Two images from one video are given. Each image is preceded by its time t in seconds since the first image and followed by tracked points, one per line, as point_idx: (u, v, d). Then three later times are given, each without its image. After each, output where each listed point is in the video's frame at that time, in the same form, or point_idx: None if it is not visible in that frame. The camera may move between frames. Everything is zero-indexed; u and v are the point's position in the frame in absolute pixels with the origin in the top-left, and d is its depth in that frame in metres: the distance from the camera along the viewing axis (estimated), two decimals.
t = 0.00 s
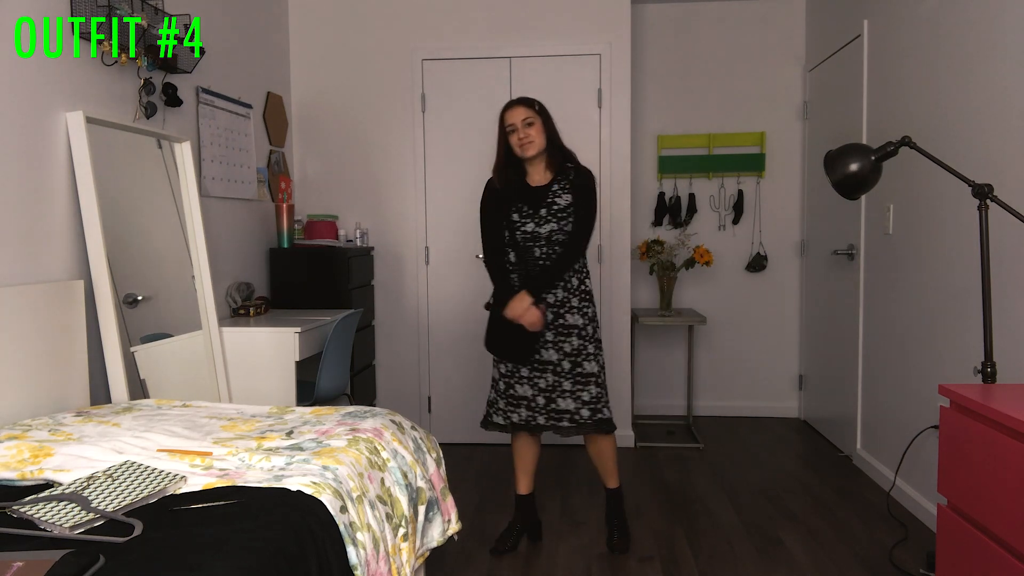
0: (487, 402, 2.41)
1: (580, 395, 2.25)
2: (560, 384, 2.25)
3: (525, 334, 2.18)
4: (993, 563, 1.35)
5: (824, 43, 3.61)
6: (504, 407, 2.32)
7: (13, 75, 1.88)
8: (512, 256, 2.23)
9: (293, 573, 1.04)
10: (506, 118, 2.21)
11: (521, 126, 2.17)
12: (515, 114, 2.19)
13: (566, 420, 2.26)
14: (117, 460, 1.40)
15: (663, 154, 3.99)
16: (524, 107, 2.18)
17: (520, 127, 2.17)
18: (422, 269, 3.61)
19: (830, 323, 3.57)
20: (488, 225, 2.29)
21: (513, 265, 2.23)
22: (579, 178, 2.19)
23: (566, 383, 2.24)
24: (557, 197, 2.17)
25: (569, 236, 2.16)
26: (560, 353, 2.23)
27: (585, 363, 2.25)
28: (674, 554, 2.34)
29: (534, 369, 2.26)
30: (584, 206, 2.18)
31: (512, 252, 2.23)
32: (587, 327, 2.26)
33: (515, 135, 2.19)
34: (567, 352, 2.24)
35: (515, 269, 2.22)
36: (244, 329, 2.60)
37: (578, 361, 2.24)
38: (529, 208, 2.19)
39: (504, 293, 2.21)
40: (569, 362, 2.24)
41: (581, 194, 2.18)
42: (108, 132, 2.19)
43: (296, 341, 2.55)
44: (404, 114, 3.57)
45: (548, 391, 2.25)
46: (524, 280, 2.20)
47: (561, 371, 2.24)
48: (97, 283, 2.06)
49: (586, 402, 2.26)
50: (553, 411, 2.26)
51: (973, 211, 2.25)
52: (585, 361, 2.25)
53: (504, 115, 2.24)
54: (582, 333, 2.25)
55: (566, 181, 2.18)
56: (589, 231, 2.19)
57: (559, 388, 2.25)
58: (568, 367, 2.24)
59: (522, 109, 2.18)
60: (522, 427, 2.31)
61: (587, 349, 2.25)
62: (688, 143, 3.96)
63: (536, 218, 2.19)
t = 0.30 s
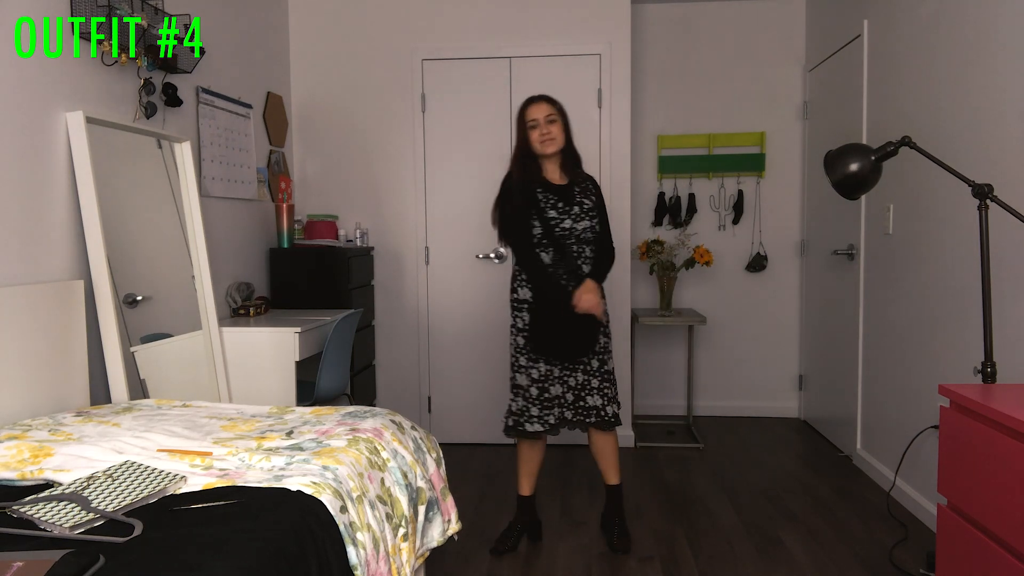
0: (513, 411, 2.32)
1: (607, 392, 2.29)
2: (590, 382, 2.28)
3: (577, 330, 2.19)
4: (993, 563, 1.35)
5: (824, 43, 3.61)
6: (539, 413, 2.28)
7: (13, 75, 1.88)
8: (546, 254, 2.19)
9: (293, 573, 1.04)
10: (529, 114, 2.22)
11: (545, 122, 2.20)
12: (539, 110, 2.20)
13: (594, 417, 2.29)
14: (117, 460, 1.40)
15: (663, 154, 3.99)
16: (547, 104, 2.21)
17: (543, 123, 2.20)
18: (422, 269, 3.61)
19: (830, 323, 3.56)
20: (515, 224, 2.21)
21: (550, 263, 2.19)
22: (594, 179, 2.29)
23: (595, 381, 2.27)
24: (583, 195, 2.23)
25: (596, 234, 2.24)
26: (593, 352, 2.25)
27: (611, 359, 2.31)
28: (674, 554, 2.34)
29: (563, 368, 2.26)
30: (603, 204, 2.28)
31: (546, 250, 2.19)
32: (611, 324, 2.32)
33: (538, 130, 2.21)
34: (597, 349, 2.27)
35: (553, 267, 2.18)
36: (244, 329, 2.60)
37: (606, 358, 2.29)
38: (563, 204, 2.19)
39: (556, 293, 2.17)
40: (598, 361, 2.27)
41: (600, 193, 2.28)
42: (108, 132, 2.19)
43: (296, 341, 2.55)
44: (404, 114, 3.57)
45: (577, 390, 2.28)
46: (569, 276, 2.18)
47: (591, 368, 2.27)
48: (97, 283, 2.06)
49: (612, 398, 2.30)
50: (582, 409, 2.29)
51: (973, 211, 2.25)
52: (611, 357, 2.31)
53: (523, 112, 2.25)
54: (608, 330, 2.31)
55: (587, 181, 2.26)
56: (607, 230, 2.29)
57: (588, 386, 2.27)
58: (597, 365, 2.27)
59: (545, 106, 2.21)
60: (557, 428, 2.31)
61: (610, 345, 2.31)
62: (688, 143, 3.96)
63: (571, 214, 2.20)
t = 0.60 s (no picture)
0: (546, 416, 2.29)
1: (628, 389, 2.29)
2: (612, 379, 2.27)
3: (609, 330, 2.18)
4: (993, 563, 1.35)
5: (824, 43, 3.61)
6: (573, 416, 2.27)
7: (13, 76, 1.88)
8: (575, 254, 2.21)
9: (293, 573, 1.04)
10: (571, 113, 2.24)
11: (585, 124, 2.23)
12: (581, 111, 2.24)
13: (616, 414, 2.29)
14: (117, 460, 1.40)
15: (663, 154, 3.99)
16: (588, 108, 2.25)
17: (583, 125, 2.23)
18: (422, 269, 3.61)
19: (830, 323, 3.56)
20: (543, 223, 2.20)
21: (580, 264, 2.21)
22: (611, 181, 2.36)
23: (617, 377, 2.27)
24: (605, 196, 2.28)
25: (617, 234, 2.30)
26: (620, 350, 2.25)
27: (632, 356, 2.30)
28: (674, 554, 2.34)
29: (589, 367, 2.26)
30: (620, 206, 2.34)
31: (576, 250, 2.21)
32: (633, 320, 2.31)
33: (577, 131, 2.23)
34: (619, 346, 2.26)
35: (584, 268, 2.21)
36: (244, 329, 2.60)
37: (628, 355, 2.28)
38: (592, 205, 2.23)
39: (589, 294, 2.17)
40: (621, 358, 2.27)
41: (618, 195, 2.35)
42: (108, 132, 2.19)
43: (296, 341, 2.55)
44: (404, 114, 3.57)
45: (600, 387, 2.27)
46: (598, 276, 2.22)
47: (614, 365, 2.27)
48: (97, 283, 2.07)
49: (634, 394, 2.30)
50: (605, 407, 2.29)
51: (972, 211, 2.25)
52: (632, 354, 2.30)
53: (563, 111, 2.27)
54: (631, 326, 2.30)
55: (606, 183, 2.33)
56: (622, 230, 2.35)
57: (610, 383, 2.27)
58: (618, 362, 2.27)
59: (586, 109, 2.25)
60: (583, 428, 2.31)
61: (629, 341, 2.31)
62: (687, 143, 3.96)
63: (598, 213, 2.23)
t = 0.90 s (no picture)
0: (556, 414, 2.29)
1: (652, 392, 2.31)
2: (636, 383, 2.28)
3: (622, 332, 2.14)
4: (994, 563, 1.35)
5: (824, 43, 3.61)
6: (586, 416, 2.26)
7: (13, 75, 1.88)
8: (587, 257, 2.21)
9: (293, 573, 1.04)
10: (596, 115, 2.24)
11: (610, 128, 2.23)
12: (606, 115, 2.24)
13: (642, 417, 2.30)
14: (117, 460, 1.40)
15: (663, 154, 3.99)
16: (613, 112, 2.25)
17: (608, 129, 2.23)
18: (423, 269, 3.61)
19: (830, 323, 3.56)
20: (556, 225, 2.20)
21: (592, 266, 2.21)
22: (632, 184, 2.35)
23: (642, 380, 2.29)
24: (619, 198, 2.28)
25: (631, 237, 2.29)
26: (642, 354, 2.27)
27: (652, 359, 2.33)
28: (674, 554, 2.34)
29: (614, 372, 2.26)
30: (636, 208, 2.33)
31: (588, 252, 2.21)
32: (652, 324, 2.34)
33: (601, 134, 2.23)
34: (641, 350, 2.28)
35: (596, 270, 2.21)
36: (244, 329, 2.59)
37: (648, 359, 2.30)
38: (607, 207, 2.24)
39: (600, 293, 2.11)
40: (644, 361, 2.29)
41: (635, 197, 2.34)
42: (108, 132, 2.19)
43: (296, 342, 2.55)
44: (404, 114, 3.57)
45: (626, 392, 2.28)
46: (610, 277, 2.21)
47: (637, 369, 2.28)
48: (97, 283, 2.06)
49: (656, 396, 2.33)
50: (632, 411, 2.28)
51: (973, 211, 2.25)
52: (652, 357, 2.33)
53: (587, 113, 2.27)
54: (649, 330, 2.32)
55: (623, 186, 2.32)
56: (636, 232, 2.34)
57: (636, 387, 2.28)
58: (641, 365, 2.29)
59: (612, 114, 2.25)
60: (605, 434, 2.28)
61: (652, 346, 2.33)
62: (688, 143, 3.96)
63: (612, 216, 2.23)
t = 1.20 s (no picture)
0: (546, 407, 2.35)
1: (654, 397, 2.27)
2: (637, 388, 2.25)
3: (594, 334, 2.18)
4: (994, 563, 1.35)
5: (824, 43, 3.61)
6: (573, 413, 2.28)
7: (13, 75, 1.88)
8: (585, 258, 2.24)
9: (293, 573, 1.04)
10: (607, 115, 2.24)
11: (620, 128, 2.21)
12: (615, 115, 2.23)
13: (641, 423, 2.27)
14: (117, 460, 1.40)
15: (664, 154, 3.99)
16: (627, 113, 2.23)
17: (618, 128, 2.21)
18: (423, 269, 3.61)
19: (830, 322, 3.56)
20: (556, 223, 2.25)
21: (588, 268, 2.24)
22: (649, 186, 2.27)
23: (641, 385, 2.26)
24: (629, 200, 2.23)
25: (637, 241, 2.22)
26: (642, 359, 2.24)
27: (656, 364, 2.29)
28: (674, 554, 2.34)
29: (610, 375, 2.24)
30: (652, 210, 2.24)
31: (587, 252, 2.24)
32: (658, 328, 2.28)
33: (612, 133, 2.22)
34: (641, 355, 2.25)
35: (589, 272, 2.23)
36: (244, 329, 2.59)
37: (651, 364, 2.27)
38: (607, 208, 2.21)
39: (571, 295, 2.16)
40: (645, 366, 2.26)
41: (651, 199, 2.24)
42: (108, 132, 2.19)
43: (296, 342, 2.55)
44: (404, 114, 3.57)
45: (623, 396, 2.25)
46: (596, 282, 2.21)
47: (637, 374, 2.25)
48: (97, 283, 2.06)
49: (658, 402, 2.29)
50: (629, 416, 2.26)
51: (973, 211, 2.25)
52: (656, 362, 2.29)
53: (603, 112, 2.27)
54: (653, 335, 2.27)
55: (639, 186, 2.25)
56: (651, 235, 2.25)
57: (635, 391, 2.25)
58: (641, 370, 2.26)
59: (626, 114, 2.23)
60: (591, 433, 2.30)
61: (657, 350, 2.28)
62: (688, 143, 3.96)
63: (612, 221, 2.21)
